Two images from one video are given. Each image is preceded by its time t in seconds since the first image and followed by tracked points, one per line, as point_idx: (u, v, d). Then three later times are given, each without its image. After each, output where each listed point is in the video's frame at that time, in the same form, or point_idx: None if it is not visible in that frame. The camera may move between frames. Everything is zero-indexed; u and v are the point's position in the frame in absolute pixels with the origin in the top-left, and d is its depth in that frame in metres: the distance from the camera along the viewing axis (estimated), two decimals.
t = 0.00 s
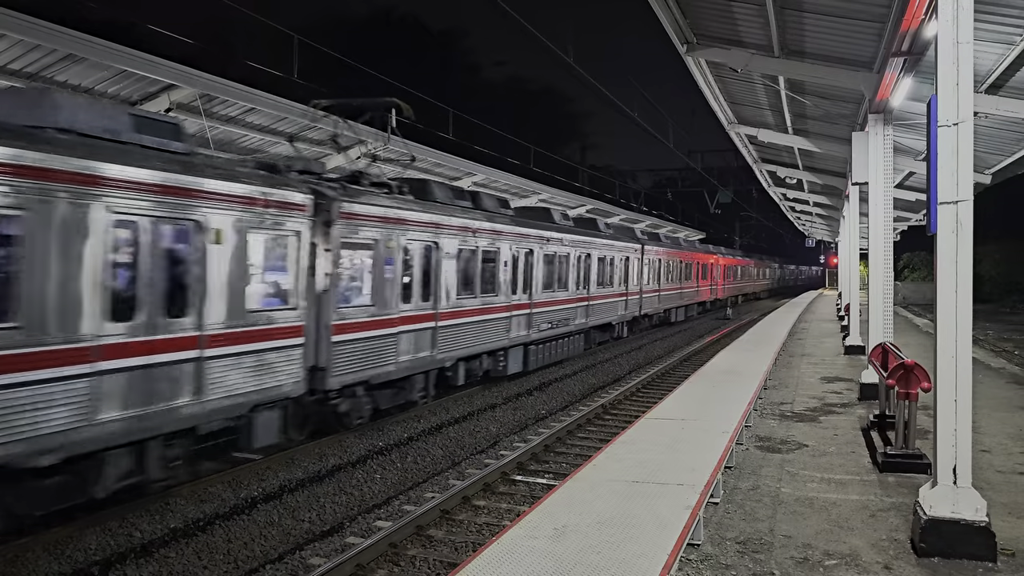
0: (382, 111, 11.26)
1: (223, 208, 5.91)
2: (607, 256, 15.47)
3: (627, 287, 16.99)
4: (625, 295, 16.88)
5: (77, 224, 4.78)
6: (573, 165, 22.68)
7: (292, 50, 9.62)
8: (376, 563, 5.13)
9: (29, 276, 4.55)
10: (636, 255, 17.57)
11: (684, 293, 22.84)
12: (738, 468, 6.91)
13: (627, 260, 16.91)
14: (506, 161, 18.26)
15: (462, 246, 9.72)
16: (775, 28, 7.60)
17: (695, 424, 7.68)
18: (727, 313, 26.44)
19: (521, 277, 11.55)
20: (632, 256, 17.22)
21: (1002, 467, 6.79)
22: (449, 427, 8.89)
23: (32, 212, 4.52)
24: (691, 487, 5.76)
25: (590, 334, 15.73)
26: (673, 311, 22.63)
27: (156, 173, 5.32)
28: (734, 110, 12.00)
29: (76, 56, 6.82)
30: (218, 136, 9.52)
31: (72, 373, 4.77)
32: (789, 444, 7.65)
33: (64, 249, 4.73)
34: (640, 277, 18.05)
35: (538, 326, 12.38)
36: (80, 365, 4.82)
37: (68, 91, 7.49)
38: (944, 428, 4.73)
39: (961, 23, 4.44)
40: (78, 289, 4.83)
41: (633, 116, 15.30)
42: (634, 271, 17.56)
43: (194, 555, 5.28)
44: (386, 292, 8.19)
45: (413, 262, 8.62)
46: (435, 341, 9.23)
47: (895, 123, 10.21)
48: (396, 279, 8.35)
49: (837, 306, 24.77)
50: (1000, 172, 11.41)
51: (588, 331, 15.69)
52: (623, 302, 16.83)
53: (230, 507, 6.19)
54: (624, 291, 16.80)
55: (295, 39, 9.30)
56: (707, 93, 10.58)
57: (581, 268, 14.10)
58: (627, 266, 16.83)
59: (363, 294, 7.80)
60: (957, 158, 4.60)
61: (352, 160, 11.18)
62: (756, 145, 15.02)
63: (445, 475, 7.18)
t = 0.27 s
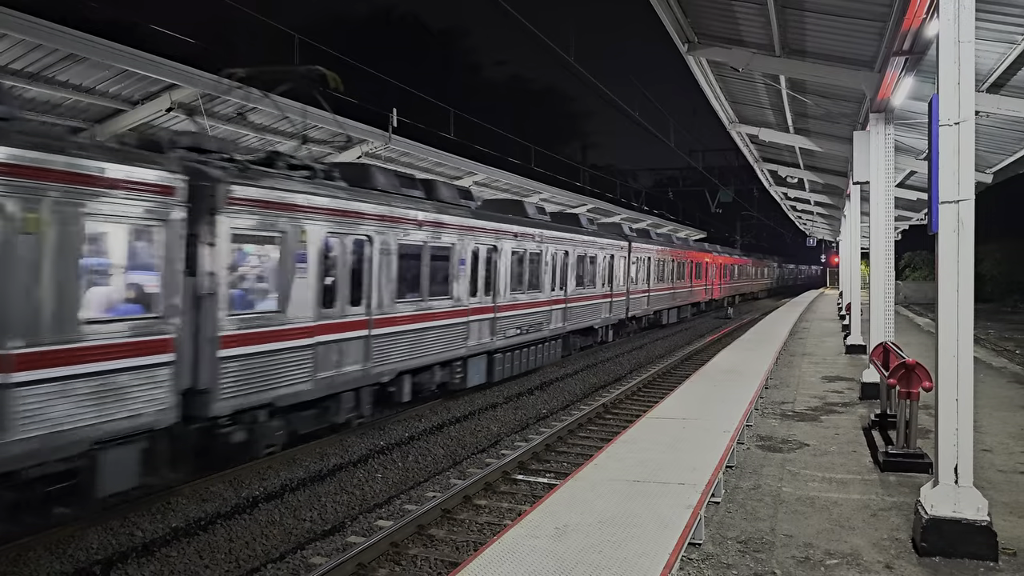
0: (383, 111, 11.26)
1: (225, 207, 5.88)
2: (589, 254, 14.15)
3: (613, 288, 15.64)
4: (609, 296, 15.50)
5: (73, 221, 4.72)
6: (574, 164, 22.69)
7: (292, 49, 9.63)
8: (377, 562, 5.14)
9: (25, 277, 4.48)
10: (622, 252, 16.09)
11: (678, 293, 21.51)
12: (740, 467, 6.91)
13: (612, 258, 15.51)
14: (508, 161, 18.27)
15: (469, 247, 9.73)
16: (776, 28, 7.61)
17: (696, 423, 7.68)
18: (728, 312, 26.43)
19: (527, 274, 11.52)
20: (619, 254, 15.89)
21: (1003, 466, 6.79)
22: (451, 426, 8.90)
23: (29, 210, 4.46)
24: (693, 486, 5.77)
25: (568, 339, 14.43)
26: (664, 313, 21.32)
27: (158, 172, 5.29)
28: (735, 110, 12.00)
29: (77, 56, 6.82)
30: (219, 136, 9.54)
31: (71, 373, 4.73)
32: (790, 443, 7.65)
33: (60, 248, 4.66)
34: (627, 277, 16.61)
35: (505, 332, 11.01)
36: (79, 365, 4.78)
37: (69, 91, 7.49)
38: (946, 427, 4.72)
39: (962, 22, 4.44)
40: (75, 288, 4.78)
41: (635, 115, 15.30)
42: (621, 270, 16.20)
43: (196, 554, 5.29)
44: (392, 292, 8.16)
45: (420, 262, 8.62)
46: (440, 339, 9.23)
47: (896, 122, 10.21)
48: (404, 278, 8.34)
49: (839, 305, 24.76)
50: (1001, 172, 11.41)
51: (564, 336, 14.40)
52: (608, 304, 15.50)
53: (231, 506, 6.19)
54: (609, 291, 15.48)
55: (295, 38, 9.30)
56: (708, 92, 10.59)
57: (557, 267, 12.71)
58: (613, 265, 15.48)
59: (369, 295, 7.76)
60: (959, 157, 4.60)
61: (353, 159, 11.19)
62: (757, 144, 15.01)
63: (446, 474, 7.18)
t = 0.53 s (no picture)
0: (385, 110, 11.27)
1: (235, 209, 5.82)
2: (568, 253, 12.95)
3: (595, 290, 14.44)
4: (591, 298, 14.37)
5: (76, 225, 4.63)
6: (576, 163, 22.70)
7: (294, 49, 9.64)
8: (379, 561, 5.14)
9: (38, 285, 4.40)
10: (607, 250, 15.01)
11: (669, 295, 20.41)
12: (741, 466, 6.91)
13: (594, 257, 14.35)
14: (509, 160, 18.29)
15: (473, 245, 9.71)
16: (777, 26, 7.61)
17: (698, 422, 7.68)
18: (729, 311, 26.42)
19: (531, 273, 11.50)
20: (602, 253, 14.76)
21: (1005, 466, 6.78)
22: (452, 425, 8.90)
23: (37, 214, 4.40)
24: (694, 485, 5.76)
25: (545, 344, 13.25)
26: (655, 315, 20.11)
27: (168, 173, 5.22)
28: (737, 109, 12.00)
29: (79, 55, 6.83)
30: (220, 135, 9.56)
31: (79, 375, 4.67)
32: (792, 442, 7.65)
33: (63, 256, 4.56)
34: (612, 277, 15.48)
35: (462, 340, 9.65)
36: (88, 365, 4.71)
37: (70, 91, 7.50)
38: (947, 426, 4.72)
39: (964, 20, 4.43)
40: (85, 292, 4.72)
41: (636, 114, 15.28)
42: (605, 270, 15.05)
43: (198, 553, 5.29)
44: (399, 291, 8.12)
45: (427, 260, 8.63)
46: (444, 337, 9.21)
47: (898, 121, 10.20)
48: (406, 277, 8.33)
49: (841, 305, 24.74)
50: (1003, 170, 11.40)
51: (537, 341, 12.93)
52: (589, 307, 14.28)
53: (233, 505, 6.20)
54: (591, 293, 14.33)
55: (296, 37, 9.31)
56: (710, 91, 10.59)
57: (532, 267, 11.58)
58: (595, 264, 14.33)
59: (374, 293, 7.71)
60: (960, 156, 4.59)
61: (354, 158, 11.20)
62: (759, 143, 15.01)
63: (447, 473, 7.19)
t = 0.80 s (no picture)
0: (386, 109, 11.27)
1: (236, 208, 5.82)
2: (542, 251, 11.86)
3: (574, 290, 13.39)
4: (570, 300, 13.28)
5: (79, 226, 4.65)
6: (577, 162, 22.70)
7: (296, 48, 9.65)
8: (381, 560, 5.14)
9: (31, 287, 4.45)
10: (588, 247, 13.92)
11: (659, 295, 19.30)
12: (743, 466, 6.91)
13: (572, 256, 13.23)
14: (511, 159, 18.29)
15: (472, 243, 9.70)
16: (779, 25, 7.61)
17: (700, 421, 7.68)
18: (731, 310, 26.41)
19: (531, 271, 11.51)
20: (582, 251, 13.66)
21: (1007, 465, 6.78)
22: (454, 424, 8.90)
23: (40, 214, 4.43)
24: (695, 484, 5.75)
25: (516, 350, 12.13)
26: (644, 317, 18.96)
27: (169, 173, 5.22)
28: (739, 108, 12.00)
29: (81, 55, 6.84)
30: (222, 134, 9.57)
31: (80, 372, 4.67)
32: (793, 442, 7.65)
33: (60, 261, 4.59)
34: (594, 277, 14.36)
35: (462, 339, 9.69)
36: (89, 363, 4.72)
37: (72, 90, 7.52)
38: (949, 426, 4.72)
39: (967, 19, 4.43)
40: (84, 291, 4.72)
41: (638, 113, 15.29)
42: (586, 269, 13.95)
43: (200, 552, 5.30)
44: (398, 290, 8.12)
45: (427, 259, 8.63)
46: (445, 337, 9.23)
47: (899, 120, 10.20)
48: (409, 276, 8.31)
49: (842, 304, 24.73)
50: (1005, 169, 11.39)
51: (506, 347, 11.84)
52: (566, 309, 13.22)
53: (235, 504, 6.20)
54: (570, 294, 13.26)
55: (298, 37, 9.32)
56: (712, 91, 10.59)
57: (501, 267, 10.51)
58: (574, 262, 13.26)
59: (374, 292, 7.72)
60: (963, 156, 4.59)
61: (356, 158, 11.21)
62: (760, 142, 15.01)
63: (449, 472, 7.19)
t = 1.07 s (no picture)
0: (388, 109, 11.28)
1: (235, 207, 5.89)
2: (510, 250, 10.79)
3: (548, 293, 12.28)
4: (543, 303, 12.18)
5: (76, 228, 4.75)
6: (579, 162, 22.69)
7: (298, 47, 9.65)
8: (382, 559, 5.15)
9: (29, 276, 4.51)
10: (564, 246, 12.75)
11: (648, 296, 18.17)
12: (745, 465, 6.90)
13: (545, 255, 12.08)
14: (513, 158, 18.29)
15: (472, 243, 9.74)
16: (781, 25, 7.60)
17: (701, 421, 7.68)
18: (734, 310, 26.38)
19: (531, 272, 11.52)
20: (557, 250, 12.51)
21: (1010, 465, 6.76)
22: (456, 424, 8.91)
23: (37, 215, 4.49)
24: (697, 484, 5.75)
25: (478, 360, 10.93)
26: (631, 321, 17.83)
27: (169, 172, 5.31)
28: (740, 107, 12.00)
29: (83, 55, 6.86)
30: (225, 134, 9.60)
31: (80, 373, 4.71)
32: (795, 441, 7.65)
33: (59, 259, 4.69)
34: (570, 278, 13.22)
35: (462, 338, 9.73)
36: (89, 364, 4.77)
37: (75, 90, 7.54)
38: (951, 425, 4.71)
39: (968, 18, 4.42)
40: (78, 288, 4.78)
41: (640, 113, 15.28)
42: (562, 269, 12.83)
43: (202, 551, 5.30)
44: (395, 290, 8.15)
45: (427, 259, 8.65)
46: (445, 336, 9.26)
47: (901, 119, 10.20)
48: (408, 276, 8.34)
49: (845, 303, 24.69)
50: (1008, 169, 11.37)
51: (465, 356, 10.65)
52: (555, 311, 12.79)
53: (236, 503, 6.20)
54: (543, 297, 12.15)
55: (300, 37, 9.32)
56: (713, 90, 10.59)
57: (462, 269, 9.44)
58: (548, 262, 12.14)
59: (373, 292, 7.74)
60: (966, 156, 4.57)
61: (358, 157, 11.22)
62: (762, 142, 14.99)
63: (451, 472, 7.18)
